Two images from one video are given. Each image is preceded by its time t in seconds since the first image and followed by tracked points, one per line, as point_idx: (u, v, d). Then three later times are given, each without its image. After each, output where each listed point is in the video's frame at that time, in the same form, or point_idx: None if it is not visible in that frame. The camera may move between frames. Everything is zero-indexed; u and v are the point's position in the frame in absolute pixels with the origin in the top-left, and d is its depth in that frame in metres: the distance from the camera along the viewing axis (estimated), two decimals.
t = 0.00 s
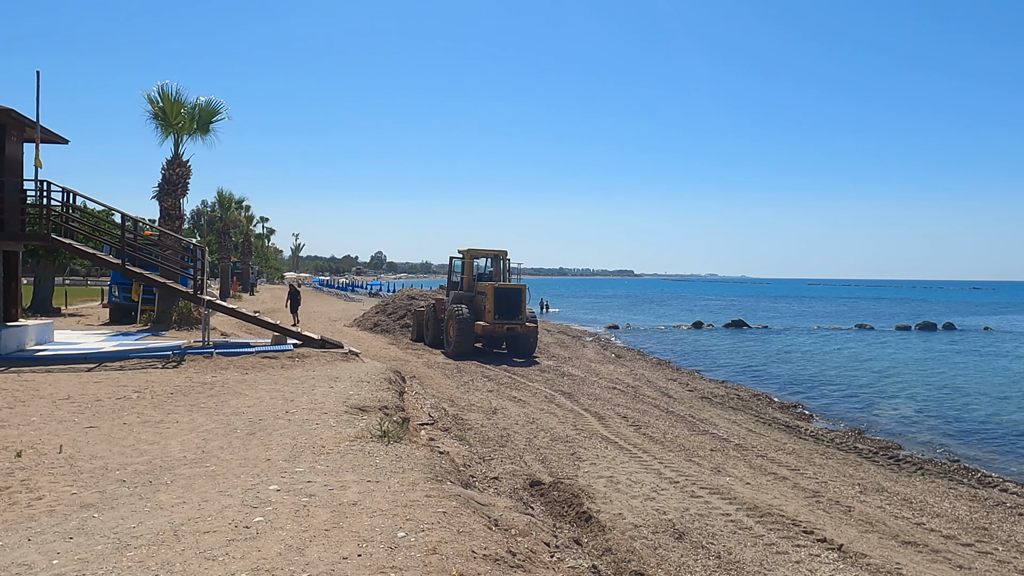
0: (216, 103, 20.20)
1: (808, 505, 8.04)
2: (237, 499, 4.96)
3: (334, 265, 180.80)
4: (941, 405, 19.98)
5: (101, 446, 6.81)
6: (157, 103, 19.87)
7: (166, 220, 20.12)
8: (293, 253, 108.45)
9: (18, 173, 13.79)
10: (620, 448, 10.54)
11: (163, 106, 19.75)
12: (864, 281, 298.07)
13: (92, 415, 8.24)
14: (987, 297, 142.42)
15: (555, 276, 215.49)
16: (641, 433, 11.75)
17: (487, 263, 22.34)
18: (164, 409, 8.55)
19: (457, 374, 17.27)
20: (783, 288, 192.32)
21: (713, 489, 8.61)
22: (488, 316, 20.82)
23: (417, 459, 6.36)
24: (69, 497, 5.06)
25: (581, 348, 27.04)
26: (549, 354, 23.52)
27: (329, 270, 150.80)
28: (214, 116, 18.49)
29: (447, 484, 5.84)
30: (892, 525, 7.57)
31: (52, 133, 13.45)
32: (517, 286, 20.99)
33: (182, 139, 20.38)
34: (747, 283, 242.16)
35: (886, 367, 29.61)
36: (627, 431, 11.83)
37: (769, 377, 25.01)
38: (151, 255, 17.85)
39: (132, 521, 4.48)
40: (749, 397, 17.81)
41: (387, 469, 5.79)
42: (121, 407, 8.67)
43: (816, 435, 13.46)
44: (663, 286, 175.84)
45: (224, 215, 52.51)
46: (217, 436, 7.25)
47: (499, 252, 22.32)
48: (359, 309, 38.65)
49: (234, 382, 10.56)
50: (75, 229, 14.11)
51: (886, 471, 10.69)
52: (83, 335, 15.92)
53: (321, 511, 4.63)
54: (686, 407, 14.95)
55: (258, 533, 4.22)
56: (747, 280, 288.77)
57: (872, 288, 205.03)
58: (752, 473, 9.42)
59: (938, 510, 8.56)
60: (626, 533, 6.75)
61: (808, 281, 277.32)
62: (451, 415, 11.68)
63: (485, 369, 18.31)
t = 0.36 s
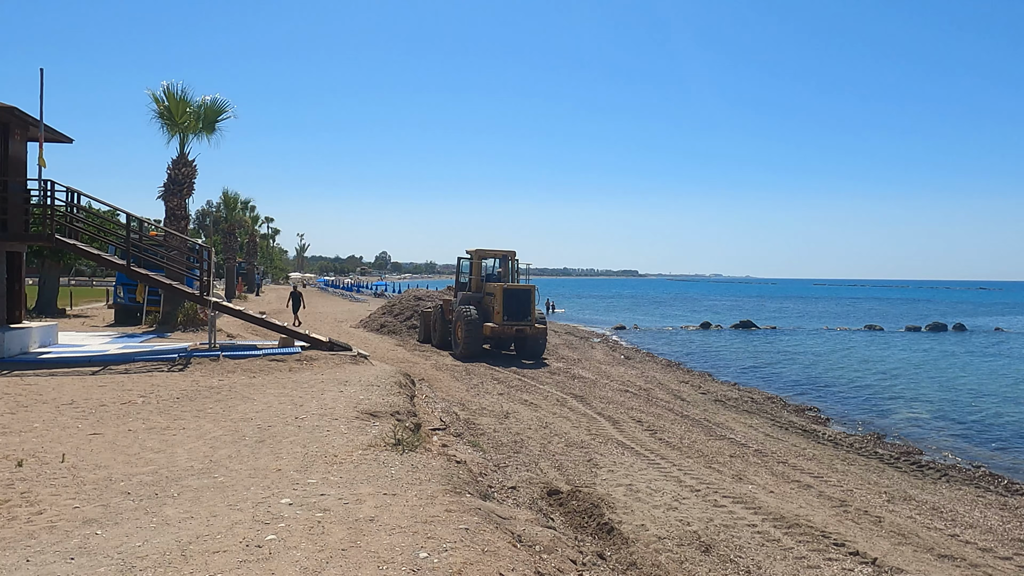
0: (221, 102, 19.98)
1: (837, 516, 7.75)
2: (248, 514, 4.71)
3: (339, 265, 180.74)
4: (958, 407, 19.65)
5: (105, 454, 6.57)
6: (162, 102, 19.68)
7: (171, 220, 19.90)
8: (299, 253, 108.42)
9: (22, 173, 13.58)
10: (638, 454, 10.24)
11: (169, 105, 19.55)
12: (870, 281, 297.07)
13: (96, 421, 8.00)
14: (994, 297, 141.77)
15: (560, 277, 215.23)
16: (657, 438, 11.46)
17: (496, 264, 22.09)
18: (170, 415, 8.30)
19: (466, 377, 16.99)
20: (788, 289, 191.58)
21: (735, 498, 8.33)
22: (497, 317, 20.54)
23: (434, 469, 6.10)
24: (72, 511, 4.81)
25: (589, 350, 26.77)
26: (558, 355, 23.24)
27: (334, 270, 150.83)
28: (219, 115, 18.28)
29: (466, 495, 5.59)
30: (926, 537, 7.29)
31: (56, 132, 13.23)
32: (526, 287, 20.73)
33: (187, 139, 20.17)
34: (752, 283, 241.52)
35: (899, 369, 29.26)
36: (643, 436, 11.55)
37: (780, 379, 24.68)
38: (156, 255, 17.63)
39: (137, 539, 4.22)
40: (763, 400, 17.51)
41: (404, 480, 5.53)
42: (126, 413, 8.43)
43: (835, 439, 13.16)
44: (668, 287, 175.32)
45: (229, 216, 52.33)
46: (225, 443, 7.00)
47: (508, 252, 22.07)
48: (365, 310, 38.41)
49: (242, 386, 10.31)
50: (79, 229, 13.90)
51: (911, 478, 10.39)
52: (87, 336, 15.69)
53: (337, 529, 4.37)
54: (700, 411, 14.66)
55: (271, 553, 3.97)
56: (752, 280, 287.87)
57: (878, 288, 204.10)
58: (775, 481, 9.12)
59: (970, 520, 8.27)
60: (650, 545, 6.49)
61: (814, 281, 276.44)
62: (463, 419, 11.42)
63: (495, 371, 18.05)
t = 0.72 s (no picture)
0: (224, 100, 19.74)
1: (862, 524, 7.43)
2: (248, 527, 4.43)
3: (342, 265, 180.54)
4: (973, 409, 19.30)
5: (101, 460, 6.30)
6: (164, 100, 19.46)
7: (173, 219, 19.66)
8: (302, 254, 108.29)
9: (21, 170, 13.34)
10: (652, 459, 9.94)
11: (171, 102, 19.32)
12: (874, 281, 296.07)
13: (93, 425, 7.73)
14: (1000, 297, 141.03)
15: (563, 277, 214.90)
16: (670, 442, 11.15)
17: (501, 264, 21.82)
18: (169, 419, 8.03)
19: (473, 378, 16.70)
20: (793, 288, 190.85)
21: (755, 505, 8.03)
22: (503, 317, 20.26)
23: (445, 477, 5.81)
24: (62, 524, 4.54)
25: (596, 350, 26.47)
26: (565, 356, 22.93)
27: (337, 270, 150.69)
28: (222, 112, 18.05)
29: (478, 506, 5.31)
30: (957, 547, 6.98)
31: (55, 129, 13.00)
32: (533, 287, 20.44)
33: (189, 137, 19.93)
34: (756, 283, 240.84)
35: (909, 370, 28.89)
36: (655, 439, 11.24)
37: (790, 380, 24.34)
38: (158, 255, 17.39)
39: (130, 556, 3.94)
40: (774, 401, 17.20)
41: (413, 490, 5.25)
42: (124, 417, 8.15)
43: (851, 443, 12.85)
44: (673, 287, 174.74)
45: (232, 215, 52.15)
46: (226, 449, 6.72)
47: (514, 252, 21.79)
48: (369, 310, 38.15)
49: (245, 388, 10.04)
50: (79, 228, 13.65)
51: (933, 483, 10.08)
52: (87, 337, 15.44)
53: (343, 544, 4.09)
54: (712, 413, 14.34)
55: (273, 572, 3.68)
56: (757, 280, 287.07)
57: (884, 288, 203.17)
58: (795, 488, 8.81)
59: (1000, 528, 7.96)
60: (671, 557, 6.19)
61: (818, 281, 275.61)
62: (471, 422, 11.13)
63: (501, 372, 17.77)
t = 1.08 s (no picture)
0: (226, 96, 19.48)
1: (894, 532, 7.11)
2: (254, 541, 4.11)
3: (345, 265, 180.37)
4: (989, 409, 18.94)
5: (98, 466, 5.99)
6: (166, 96, 19.19)
7: (175, 217, 19.37)
8: (305, 254, 108.09)
9: (19, 166, 13.05)
10: (669, 462, 9.62)
11: (172, 99, 19.05)
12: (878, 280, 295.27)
13: (91, 429, 7.42)
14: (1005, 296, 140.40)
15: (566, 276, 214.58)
16: (686, 444, 10.82)
17: (508, 263, 21.51)
18: (170, 422, 7.73)
19: (480, 379, 16.38)
20: (797, 288, 190.20)
21: (780, 511, 7.70)
22: (510, 317, 19.93)
23: (461, 484, 5.50)
24: (53, 537, 4.23)
25: (603, 350, 26.13)
26: (572, 356, 22.60)
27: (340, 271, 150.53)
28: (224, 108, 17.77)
29: (498, 516, 5.01)
30: (996, 557, 6.65)
31: (54, 124, 12.72)
32: (540, 286, 20.12)
33: (191, 134, 19.65)
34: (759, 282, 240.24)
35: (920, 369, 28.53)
36: (670, 442, 10.91)
37: (800, 381, 23.99)
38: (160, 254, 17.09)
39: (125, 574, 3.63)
40: (788, 402, 16.86)
41: (429, 499, 4.94)
42: (123, 420, 7.84)
43: (871, 445, 12.51)
44: (676, 286, 174.22)
45: (235, 215, 51.93)
46: (229, 454, 6.41)
47: (520, 251, 21.48)
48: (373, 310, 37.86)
49: (248, 389, 9.74)
50: (78, 226, 13.37)
51: (960, 487, 9.74)
52: (88, 337, 15.14)
53: (357, 560, 3.78)
54: (726, 415, 14.00)
55: None
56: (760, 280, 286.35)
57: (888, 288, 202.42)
58: (819, 492, 8.48)
59: None
60: (698, 568, 5.88)
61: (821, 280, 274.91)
62: (481, 424, 10.82)
63: (509, 373, 17.46)
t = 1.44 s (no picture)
0: (226, 94, 19.17)
1: (925, 545, 6.79)
2: (254, 564, 3.80)
3: (346, 265, 180.10)
4: (1004, 412, 18.58)
5: (89, 478, 5.67)
6: (165, 94, 18.91)
7: (175, 217, 19.06)
8: (307, 254, 107.83)
9: (14, 164, 12.75)
10: (684, 469, 9.30)
11: (172, 96, 18.77)
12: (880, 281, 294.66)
13: (84, 437, 7.11)
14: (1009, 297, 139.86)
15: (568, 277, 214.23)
16: (700, 450, 10.49)
17: (512, 263, 21.21)
18: (167, 429, 7.41)
19: (485, 381, 16.05)
20: (800, 288, 189.73)
21: (803, 521, 7.38)
22: (515, 318, 19.61)
23: (473, 498, 5.19)
24: (35, 560, 3.91)
25: (609, 352, 25.79)
26: (578, 358, 22.26)
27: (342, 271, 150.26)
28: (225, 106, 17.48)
29: (514, 534, 4.70)
30: None
31: (50, 121, 12.42)
32: (545, 287, 19.81)
33: (191, 132, 19.35)
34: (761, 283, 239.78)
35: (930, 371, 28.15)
36: (683, 447, 10.60)
37: (809, 383, 23.62)
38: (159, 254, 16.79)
39: None
40: (799, 405, 16.52)
41: (440, 516, 4.64)
42: (118, 427, 7.53)
43: (888, 450, 12.18)
44: (679, 287, 173.71)
45: (237, 215, 51.64)
46: (228, 464, 6.09)
47: (525, 251, 21.17)
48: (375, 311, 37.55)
49: (248, 394, 9.41)
50: (74, 225, 13.08)
51: (985, 495, 9.41)
52: (85, 340, 14.85)
53: None
54: (739, 418, 13.66)
55: None
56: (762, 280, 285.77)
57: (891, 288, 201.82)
58: (842, 501, 8.16)
59: None
60: None
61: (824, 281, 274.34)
62: (488, 429, 10.50)
63: (515, 375, 17.13)
